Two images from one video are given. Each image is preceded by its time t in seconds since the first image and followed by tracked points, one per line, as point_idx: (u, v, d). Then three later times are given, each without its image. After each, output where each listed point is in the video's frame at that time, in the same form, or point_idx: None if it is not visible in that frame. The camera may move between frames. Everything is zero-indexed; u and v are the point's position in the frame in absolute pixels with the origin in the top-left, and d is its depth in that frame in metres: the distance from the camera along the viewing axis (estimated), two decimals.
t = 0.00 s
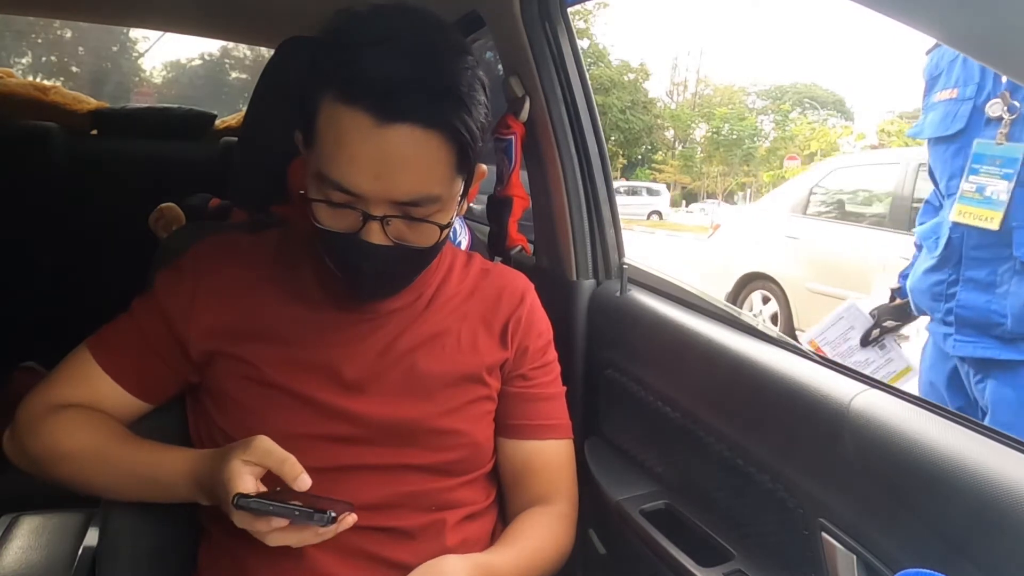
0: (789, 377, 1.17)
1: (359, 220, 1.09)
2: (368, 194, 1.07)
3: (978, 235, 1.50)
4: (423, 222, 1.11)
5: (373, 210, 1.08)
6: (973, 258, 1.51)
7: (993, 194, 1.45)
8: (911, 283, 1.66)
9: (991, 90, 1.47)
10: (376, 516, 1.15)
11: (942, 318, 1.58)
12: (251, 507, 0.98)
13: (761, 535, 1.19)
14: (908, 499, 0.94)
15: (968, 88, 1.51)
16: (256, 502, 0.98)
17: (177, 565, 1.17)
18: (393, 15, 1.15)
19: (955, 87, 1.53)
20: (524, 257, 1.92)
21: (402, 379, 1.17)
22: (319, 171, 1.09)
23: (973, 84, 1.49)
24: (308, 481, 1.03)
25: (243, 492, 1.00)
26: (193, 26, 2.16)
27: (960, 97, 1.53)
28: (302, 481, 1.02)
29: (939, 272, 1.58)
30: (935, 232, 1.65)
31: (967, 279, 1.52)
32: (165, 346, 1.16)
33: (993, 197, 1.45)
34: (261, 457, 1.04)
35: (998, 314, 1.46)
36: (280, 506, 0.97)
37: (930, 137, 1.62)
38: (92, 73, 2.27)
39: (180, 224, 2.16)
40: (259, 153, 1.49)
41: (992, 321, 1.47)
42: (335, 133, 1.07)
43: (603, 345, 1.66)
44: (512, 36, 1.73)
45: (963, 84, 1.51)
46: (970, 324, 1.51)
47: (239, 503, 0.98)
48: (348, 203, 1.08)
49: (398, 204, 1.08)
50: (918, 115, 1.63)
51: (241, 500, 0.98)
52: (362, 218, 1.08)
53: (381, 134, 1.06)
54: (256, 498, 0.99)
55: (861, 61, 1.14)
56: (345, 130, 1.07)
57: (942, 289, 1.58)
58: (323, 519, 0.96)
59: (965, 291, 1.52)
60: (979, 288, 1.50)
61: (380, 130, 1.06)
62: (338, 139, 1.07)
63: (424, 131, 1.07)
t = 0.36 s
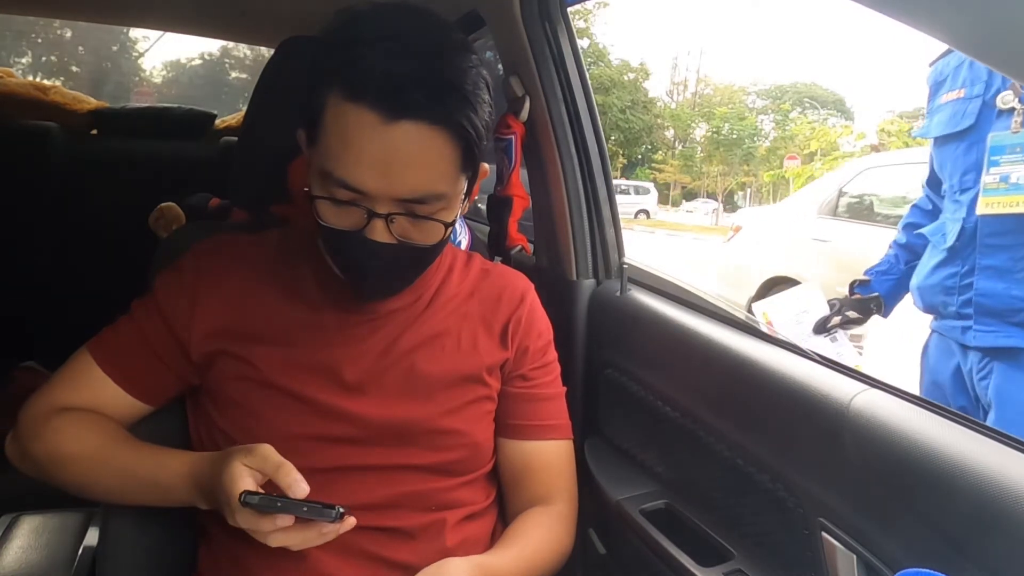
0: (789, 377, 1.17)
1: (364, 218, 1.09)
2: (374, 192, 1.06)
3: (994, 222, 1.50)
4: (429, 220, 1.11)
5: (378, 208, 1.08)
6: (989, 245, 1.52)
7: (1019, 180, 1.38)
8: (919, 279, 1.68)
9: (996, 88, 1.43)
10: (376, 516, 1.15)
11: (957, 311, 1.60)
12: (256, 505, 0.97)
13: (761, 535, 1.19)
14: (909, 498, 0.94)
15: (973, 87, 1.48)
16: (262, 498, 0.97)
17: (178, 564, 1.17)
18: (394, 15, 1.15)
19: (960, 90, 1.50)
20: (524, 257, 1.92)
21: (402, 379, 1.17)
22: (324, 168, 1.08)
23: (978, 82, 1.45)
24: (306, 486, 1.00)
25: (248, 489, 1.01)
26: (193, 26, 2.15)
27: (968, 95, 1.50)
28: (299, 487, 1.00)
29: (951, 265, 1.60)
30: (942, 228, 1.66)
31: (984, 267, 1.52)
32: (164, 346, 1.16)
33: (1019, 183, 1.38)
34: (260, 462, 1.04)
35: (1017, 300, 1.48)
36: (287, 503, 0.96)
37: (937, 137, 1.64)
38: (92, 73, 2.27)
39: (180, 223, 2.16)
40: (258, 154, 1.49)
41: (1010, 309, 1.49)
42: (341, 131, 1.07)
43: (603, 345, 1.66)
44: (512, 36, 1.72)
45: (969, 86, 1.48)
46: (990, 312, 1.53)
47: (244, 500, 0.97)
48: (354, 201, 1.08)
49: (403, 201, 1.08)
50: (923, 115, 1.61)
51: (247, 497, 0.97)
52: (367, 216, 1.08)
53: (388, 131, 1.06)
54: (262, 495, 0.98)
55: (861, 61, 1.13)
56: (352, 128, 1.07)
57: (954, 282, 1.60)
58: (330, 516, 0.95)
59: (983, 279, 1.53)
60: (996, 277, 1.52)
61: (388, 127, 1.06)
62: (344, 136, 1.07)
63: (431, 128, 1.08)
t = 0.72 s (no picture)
0: (789, 378, 1.17)
1: (365, 216, 1.09)
2: (376, 190, 1.06)
3: (987, 220, 1.50)
4: (429, 219, 1.11)
5: (380, 207, 1.08)
6: (983, 242, 1.52)
7: (1011, 178, 1.40)
8: (914, 279, 1.69)
9: (992, 87, 1.46)
10: (376, 516, 1.15)
11: (952, 309, 1.59)
12: (259, 508, 0.97)
13: (761, 534, 1.19)
14: (909, 499, 0.94)
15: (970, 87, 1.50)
16: (265, 503, 0.97)
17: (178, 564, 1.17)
18: (394, 15, 1.15)
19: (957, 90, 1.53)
20: (524, 257, 1.92)
21: (401, 380, 1.17)
22: (325, 165, 1.08)
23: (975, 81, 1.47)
24: (310, 481, 0.97)
25: (248, 491, 1.00)
26: (193, 26, 2.15)
27: (964, 96, 1.52)
28: (301, 483, 0.97)
29: (946, 262, 1.60)
30: (937, 227, 1.66)
31: (979, 265, 1.52)
32: (164, 347, 1.16)
33: (1011, 180, 1.40)
34: (260, 458, 1.02)
35: (1011, 298, 1.47)
36: (290, 507, 0.96)
37: (937, 140, 1.64)
38: (92, 73, 2.27)
39: (180, 223, 2.16)
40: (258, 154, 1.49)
41: (1004, 306, 1.48)
42: (344, 127, 1.07)
43: (603, 345, 1.66)
44: (512, 36, 1.72)
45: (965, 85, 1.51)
46: (984, 310, 1.52)
47: (247, 503, 0.97)
48: (354, 199, 1.08)
49: (405, 200, 1.08)
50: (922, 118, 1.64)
51: (250, 502, 0.97)
52: (368, 215, 1.08)
53: (390, 129, 1.06)
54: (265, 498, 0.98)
55: (861, 61, 1.13)
56: (354, 125, 1.07)
57: (950, 280, 1.59)
58: (333, 520, 0.95)
59: (978, 277, 1.53)
60: (991, 274, 1.51)
61: (390, 125, 1.06)
62: (346, 135, 1.07)
63: (432, 127, 1.07)
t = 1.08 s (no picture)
0: (789, 378, 1.17)
1: (397, 188, 1.11)
2: (407, 157, 1.10)
3: (986, 223, 1.51)
4: (456, 186, 1.14)
5: (411, 176, 1.11)
6: (982, 245, 1.52)
7: (1008, 181, 1.44)
8: (912, 279, 1.69)
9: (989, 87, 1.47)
10: (377, 518, 1.15)
11: (951, 311, 1.59)
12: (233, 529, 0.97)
13: (760, 534, 1.20)
14: (908, 500, 0.94)
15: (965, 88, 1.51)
16: (239, 523, 0.97)
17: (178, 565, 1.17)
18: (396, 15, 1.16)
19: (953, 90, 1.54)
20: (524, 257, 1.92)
21: (404, 379, 1.17)
22: (352, 141, 1.11)
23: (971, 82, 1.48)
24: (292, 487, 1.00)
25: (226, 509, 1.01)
26: (192, 26, 2.15)
27: (960, 96, 1.54)
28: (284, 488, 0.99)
29: (944, 264, 1.60)
30: (934, 229, 1.67)
31: (978, 267, 1.52)
32: (165, 348, 1.16)
33: (1009, 183, 1.43)
34: (242, 462, 1.03)
35: (1008, 303, 1.47)
36: (264, 528, 0.96)
37: (933, 141, 1.63)
38: (92, 73, 2.27)
39: (180, 223, 2.16)
40: (259, 154, 1.49)
41: (1002, 310, 1.48)
42: (370, 102, 1.11)
43: (603, 345, 1.66)
44: (512, 35, 1.71)
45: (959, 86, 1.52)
46: (984, 313, 1.52)
47: (221, 524, 0.97)
48: (386, 171, 1.10)
49: (435, 166, 1.12)
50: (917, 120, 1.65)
51: (224, 522, 0.97)
52: (401, 185, 1.11)
53: (418, 94, 1.11)
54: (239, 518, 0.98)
55: (861, 61, 1.13)
56: (379, 97, 1.11)
57: (948, 281, 1.59)
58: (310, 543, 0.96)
59: (977, 279, 1.53)
60: (989, 277, 1.51)
61: (418, 91, 1.11)
62: (372, 110, 1.10)
63: (456, 89, 1.13)
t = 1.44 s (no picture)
0: (789, 378, 1.17)
1: (398, 180, 1.11)
2: (410, 150, 1.10)
3: (996, 228, 1.50)
4: (457, 182, 1.14)
5: (412, 168, 1.11)
6: (990, 251, 1.51)
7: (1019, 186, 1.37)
8: (915, 284, 1.69)
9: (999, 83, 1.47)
10: (376, 518, 1.15)
11: (956, 318, 1.59)
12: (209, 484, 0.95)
13: (760, 534, 1.20)
14: (908, 500, 0.94)
15: (971, 84, 1.51)
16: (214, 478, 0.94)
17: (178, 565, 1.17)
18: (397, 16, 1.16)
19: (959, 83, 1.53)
20: (524, 257, 1.92)
21: (405, 378, 1.17)
22: (357, 131, 1.12)
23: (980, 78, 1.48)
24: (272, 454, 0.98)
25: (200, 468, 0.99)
26: (192, 27, 2.15)
27: (966, 92, 1.53)
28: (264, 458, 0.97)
29: (949, 270, 1.60)
30: (936, 230, 1.66)
31: (985, 275, 1.52)
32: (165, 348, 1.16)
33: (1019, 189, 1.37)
34: (219, 432, 1.01)
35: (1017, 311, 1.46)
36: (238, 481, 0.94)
37: (935, 138, 1.63)
38: (92, 73, 2.27)
39: (180, 223, 2.16)
40: (259, 154, 1.49)
41: (1010, 318, 1.48)
42: (376, 94, 1.12)
43: (603, 345, 1.66)
44: (512, 35, 1.71)
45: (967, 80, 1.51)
46: (989, 321, 1.51)
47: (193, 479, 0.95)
48: (388, 162, 1.11)
49: (436, 160, 1.12)
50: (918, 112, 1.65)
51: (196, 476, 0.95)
52: (402, 177, 1.11)
53: (424, 86, 1.11)
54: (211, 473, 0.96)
55: (861, 61, 1.14)
56: (387, 89, 1.11)
57: (953, 287, 1.59)
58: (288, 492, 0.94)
59: (984, 287, 1.52)
60: (997, 285, 1.50)
61: (425, 83, 1.11)
62: (383, 102, 1.11)
63: (464, 85, 1.14)
